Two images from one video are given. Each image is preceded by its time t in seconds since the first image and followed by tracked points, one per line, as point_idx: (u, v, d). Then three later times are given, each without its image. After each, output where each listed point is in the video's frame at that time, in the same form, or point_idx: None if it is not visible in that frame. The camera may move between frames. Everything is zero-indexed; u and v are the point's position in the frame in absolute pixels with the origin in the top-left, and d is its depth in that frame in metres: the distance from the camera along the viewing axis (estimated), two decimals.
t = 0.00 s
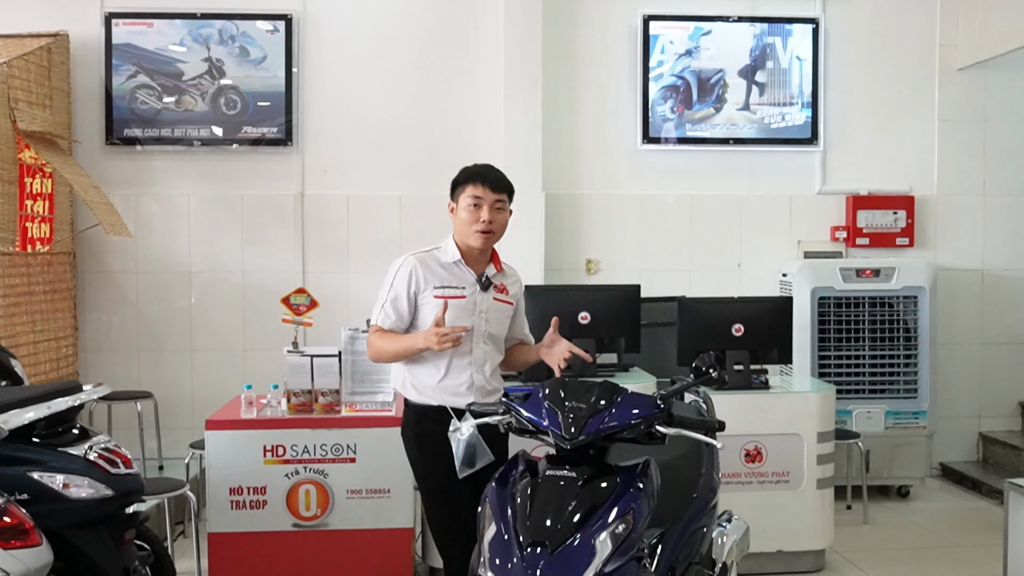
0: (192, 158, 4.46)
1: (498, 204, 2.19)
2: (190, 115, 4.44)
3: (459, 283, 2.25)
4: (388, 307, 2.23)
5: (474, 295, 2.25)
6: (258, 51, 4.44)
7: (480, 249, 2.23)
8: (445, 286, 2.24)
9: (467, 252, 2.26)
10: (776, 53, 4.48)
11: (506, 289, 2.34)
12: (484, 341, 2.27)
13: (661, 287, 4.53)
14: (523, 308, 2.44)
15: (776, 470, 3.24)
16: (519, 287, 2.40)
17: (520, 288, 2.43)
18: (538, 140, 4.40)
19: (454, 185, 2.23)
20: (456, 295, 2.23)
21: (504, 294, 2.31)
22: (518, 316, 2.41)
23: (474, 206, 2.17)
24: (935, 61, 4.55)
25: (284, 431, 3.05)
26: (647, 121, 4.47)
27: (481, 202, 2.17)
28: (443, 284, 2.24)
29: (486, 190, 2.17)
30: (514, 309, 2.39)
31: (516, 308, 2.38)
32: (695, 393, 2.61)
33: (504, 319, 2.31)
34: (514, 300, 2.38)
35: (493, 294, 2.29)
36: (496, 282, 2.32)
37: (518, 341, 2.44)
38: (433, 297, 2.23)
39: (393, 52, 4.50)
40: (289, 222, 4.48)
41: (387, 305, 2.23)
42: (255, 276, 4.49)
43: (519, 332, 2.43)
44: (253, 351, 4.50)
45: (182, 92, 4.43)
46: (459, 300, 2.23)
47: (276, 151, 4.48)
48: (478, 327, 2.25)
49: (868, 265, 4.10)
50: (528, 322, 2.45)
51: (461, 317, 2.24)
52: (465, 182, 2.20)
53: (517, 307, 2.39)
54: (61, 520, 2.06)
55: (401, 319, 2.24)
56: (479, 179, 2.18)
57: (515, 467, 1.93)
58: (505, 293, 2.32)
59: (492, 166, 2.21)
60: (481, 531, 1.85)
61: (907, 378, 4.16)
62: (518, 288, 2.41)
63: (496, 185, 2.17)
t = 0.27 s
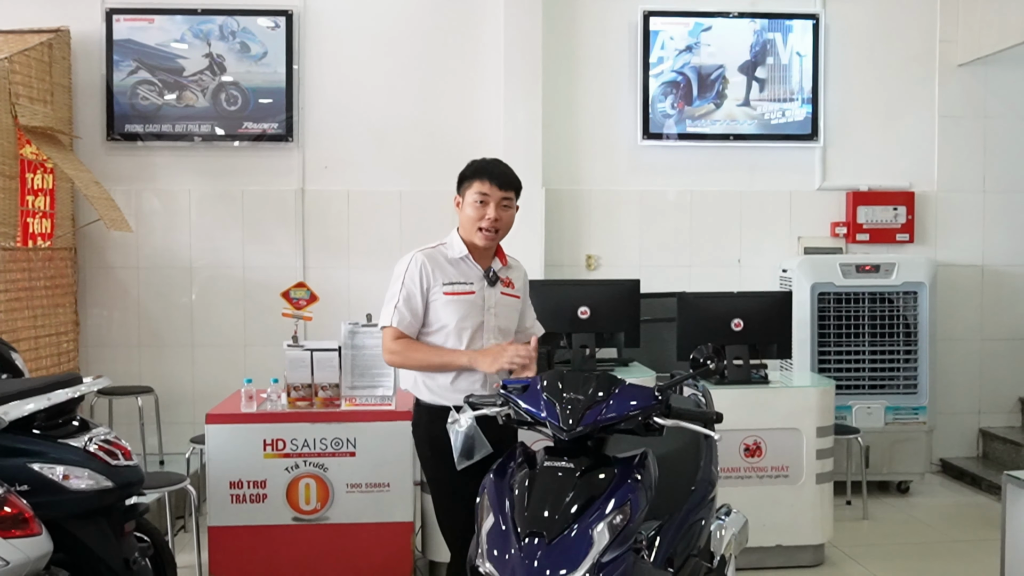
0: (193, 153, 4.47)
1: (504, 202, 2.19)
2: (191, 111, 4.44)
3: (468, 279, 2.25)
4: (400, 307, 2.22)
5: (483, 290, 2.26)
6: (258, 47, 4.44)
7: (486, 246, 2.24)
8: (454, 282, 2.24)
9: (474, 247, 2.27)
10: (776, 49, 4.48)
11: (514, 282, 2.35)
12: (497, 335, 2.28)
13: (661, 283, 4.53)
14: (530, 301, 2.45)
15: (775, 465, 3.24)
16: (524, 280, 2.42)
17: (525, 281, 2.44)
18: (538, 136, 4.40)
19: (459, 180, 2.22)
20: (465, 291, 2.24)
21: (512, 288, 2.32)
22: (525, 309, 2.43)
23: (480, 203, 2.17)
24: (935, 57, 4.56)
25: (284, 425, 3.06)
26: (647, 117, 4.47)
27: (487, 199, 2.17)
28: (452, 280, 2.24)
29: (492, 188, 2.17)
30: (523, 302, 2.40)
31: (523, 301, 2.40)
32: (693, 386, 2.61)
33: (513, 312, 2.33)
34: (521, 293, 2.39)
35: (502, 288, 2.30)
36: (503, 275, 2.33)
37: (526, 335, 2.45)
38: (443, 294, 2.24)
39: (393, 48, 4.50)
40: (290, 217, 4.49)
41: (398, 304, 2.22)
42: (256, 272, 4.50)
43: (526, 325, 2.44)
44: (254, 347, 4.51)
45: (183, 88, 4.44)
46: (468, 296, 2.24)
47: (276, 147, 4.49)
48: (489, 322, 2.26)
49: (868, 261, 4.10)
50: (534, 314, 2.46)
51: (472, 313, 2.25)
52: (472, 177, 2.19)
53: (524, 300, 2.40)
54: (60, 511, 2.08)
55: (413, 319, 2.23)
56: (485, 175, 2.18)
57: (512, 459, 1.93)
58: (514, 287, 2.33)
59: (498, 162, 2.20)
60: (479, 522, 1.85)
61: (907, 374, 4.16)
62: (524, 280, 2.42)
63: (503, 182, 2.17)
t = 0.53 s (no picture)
0: (194, 150, 4.47)
1: (511, 192, 2.19)
2: (192, 107, 4.45)
3: (481, 278, 2.27)
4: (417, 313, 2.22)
5: (497, 288, 2.28)
6: (259, 43, 4.45)
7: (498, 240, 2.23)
8: (468, 283, 2.26)
9: (486, 244, 2.27)
10: (777, 45, 4.48)
11: (529, 277, 2.36)
12: (513, 334, 2.31)
13: (661, 279, 4.53)
14: (545, 293, 2.46)
15: (775, 460, 3.25)
16: (541, 273, 2.42)
17: (542, 273, 2.44)
18: (538, 132, 4.40)
19: (464, 177, 2.24)
20: (480, 291, 2.26)
21: (527, 284, 2.34)
22: (542, 303, 2.44)
23: (486, 195, 2.18)
24: (936, 53, 4.55)
25: (285, 420, 3.07)
26: (648, 113, 4.47)
27: (493, 191, 2.18)
28: (466, 280, 2.26)
29: (497, 179, 2.17)
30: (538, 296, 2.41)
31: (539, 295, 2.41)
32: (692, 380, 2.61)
33: (529, 309, 2.34)
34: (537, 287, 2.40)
35: (517, 285, 2.31)
36: (518, 271, 2.34)
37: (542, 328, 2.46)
38: (458, 296, 2.25)
39: (393, 45, 4.50)
40: (290, 214, 4.49)
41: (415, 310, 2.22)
42: (256, 268, 4.51)
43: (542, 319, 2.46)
44: (255, 343, 4.52)
45: (183, 84, 4.44)
46: (483, 296, 2.26)
47: (277, 143, 4.49)
48: (505, 321, 2.29)
49: (868, 257, 4.10)
50: (550, 305, 2.48)
51: (487, 313, 2.27)
52: (476, 170, 2.20)
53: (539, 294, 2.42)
54: (61, 504, 2.09)
55: (430, 324, 2.24)
56: (490, 168, 2.18)
57: (512, 453, 1.94)
58: (529, 282, 2.35)
59: (501, 153, 2.21)
60: (478, 515, 1.85)
61: (908, 370, 4.16)
62: (540, 272, 2.43)
63: (508, 172, 2.17)
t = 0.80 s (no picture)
0: (193, 145, 4.47)
1: (517, 189, 2.15)
2: (191, 103, 4.45)
3: (484, 273, 2.26)
4: (417, 306, 2.25)
5: (501, 284, 2.27)
6: (258, 38, 4.45)
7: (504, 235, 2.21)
8: (470, 278, 2.25)
9: (491, 239, 2.25)
10: (776, 40, 4.48)
11: (538, 271, 2.33)
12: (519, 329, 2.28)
13: (661, 275, 4.53)
14: (557, 287, 2.43)
15: (773, 455, 3.25)
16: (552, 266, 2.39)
17: (554, 266, 2.41)
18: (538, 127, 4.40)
19: (470, 170, 2.20)
20: (482, 286, 2.25)
21: (534, 278, 2.31)
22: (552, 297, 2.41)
23: (493, 192, 2.15)
24: (935, 49, 4.55)
25: (284, 415, 3.07)
26: (647, 108, 4.47)
27: (499, 187, 2.14)
28: (468, 276, 2.26)
29: (504, 176, 2.13)
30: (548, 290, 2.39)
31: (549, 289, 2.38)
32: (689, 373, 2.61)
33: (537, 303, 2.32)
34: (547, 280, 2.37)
35: (523, 280, 2.29)
36: (526, 265, 2.31)
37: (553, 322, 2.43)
38: (459, 291, 2.25)
39: (392, 40, 4.50)
40: (290, 209, 4.49)
41: (415, 304, 2.25)
42: (256, 263, 4.51)
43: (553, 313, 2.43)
44: (254, 338, 4.52)
45: (183, 80, 4.44)
46: (485, 291, 2.25)
47: (277, 138, 4.49)
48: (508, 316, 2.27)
49: (867, 252, 4.10)
50: (563, 300, 2.44)
51: (490, 308, 2.26)
52: (482, 165, 2.16)
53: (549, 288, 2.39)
54: (59, 497, 2.09)
55: (431, 317, 2.26)
56: (496, 163, 2.14)
57: (509, 446, 1.93)
58: (537, 276, 2.32)
59: (508, 147, 2.16)
60: (475, 508, 1.86)
61: (906, 365, 4.17)
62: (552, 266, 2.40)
63: (514, 169, 2.13)
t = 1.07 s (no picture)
0: (190, 140, 4.47)
1: (518, 198, 2.13)
2: (188, 97, 4.44)
3: (485, 275, 2.25)
4: (416, 304, 2.27)
5: (501, 286, 2.26)
6: (255, 33, 4.44)
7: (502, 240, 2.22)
8: (470, 280, 2.25)
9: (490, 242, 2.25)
10: (773, 34, 4.47)
11: (541, 273, 2.31)
12: (517, 332, 2.29)
13: (658, 269, 4.53)
14: (563, 286, 2.41)
15: (770, 448, 3.26)
16: (558, 267, 2.36)
17: (560, 266, 2.38)
18: (535, 121, 4.39)
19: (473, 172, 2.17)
20: (481, 288, 2.25)
21: (537, 280, 2.30)
22: (556, 298, 2.39)
23: (492, 200, 2.13)
24: (933, 43, 4.55)
25: (280, 409, 3.07)
26: (644, 103, 4.47)
27: (499, 196, 2.13)
28: (468, 277, 2.25)
29: (504, 186, 2.11)
30: (552, 291, 2.37)
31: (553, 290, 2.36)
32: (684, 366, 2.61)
33: (538, 306, 2.31)
34: (551, 281, 2.35)
35: (524, 283, 2.28)
36: (529, 266, 2.29)
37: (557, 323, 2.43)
38: (458, 292, 2.26)
39: (389, 34, 4.49)
40: (287, 203, 4.49)
41: (414, 303, 2.27)
42: (254, 258, 4.51)
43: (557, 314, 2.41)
44: (252, 332, 4.52)
45: (180, 74, 4.44)
46: (485, 294, 2.25)
47: (274, 133, 4.49)
48: (507, 318, 2.27)
49: (864, 246, 4.10)
50: (568, 299, 2.42)
51: (489, 310, 2.26)
52: (485, 171, 2.13)
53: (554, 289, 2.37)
54: (53, 490, 2.10)
55: (430, 316, 2.28)
56: (498, 171, 2.11)
57: (503, 439, 1.93)
58: (539, 279, 2.30)
59: (512, 154, 2.12)
60: (468, 500, 1.86)
61: (904, 359, 4.17)
62: (558, 266, 2.37)
63: (515, 180, 2.10)
